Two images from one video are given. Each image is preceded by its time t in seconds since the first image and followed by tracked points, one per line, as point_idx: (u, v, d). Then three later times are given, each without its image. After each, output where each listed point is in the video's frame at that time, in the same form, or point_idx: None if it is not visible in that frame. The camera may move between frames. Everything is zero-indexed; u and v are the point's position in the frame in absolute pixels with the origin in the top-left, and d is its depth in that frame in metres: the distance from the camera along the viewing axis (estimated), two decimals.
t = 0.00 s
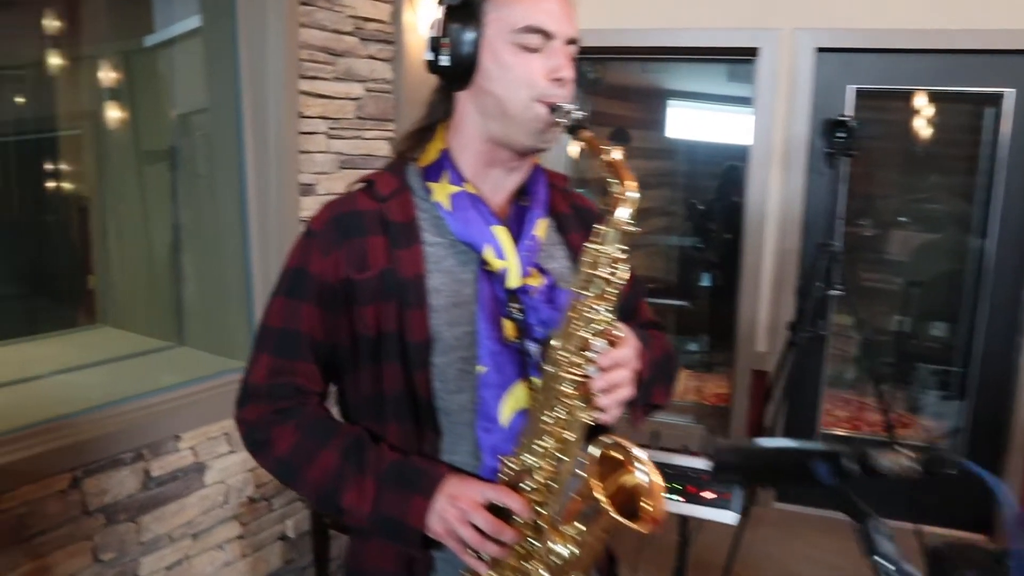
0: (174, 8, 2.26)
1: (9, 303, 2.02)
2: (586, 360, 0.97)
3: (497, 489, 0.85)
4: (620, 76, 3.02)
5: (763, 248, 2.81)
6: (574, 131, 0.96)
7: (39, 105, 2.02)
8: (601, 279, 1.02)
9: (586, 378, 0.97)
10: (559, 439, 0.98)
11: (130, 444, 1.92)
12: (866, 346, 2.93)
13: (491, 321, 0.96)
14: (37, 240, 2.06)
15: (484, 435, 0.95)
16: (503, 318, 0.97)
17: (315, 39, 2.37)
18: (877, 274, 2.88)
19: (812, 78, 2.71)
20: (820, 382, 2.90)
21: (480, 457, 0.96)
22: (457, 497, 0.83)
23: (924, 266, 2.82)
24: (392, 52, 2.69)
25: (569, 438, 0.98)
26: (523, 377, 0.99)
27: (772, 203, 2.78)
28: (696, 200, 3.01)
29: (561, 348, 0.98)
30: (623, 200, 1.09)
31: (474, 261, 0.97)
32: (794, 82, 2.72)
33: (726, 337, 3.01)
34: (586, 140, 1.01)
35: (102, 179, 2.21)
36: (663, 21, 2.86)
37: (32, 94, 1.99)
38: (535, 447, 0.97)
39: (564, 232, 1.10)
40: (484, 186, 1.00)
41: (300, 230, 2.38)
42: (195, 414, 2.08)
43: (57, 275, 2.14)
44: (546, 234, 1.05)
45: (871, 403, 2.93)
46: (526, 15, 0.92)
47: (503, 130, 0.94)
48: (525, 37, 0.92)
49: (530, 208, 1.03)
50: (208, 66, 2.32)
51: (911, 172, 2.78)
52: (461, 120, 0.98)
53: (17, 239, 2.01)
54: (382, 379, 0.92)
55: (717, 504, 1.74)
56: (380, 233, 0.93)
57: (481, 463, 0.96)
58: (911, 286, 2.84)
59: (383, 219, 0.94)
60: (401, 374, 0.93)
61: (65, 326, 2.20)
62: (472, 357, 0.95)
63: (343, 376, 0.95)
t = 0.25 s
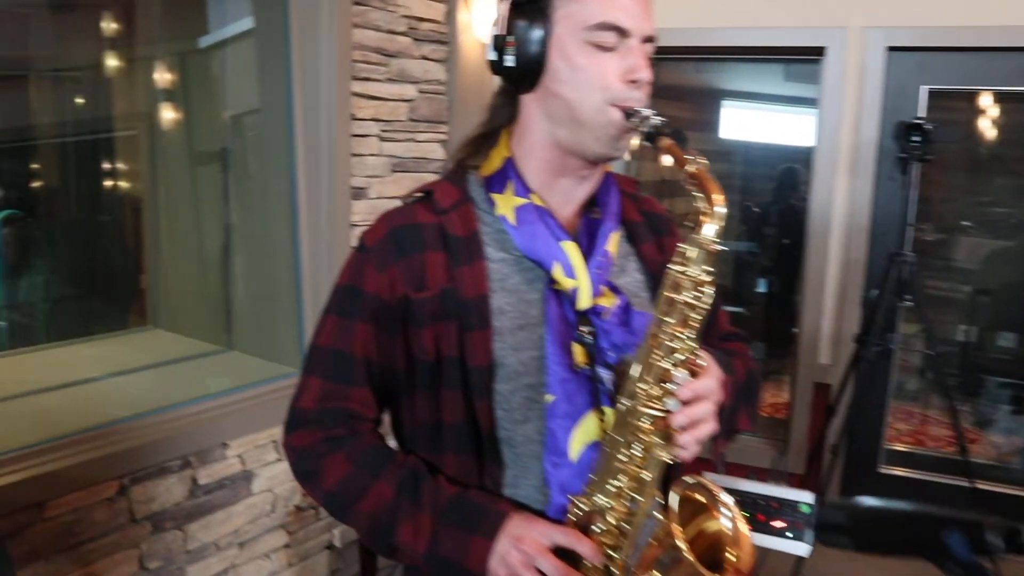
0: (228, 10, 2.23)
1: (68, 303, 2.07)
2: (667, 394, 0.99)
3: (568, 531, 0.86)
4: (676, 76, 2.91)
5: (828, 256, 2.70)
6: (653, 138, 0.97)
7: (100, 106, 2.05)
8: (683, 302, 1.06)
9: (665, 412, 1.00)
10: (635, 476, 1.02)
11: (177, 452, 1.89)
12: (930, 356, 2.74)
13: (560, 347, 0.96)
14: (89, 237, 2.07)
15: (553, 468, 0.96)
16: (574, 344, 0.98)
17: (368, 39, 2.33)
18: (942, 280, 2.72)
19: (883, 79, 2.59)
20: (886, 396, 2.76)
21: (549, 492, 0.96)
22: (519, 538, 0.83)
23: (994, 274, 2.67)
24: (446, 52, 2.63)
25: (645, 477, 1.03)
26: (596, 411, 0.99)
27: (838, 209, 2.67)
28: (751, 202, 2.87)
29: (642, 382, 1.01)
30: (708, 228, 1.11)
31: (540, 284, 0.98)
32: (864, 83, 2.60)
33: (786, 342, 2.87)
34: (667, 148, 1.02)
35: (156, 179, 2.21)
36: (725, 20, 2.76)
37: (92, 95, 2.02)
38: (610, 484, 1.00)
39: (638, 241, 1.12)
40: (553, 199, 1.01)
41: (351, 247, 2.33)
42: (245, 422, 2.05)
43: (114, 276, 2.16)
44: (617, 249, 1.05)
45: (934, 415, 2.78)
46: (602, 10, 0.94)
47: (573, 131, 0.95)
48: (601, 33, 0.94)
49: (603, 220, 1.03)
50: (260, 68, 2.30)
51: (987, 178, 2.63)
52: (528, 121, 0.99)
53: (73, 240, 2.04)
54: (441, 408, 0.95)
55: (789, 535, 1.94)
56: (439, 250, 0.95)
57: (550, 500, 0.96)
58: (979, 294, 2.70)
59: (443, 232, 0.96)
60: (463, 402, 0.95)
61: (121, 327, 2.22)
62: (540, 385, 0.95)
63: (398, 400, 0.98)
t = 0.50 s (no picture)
0: (262, 11, 2.21)
1: (103, 305, 2.09)
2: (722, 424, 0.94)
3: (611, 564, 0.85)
4: (714, 76, 2.84)
5: (872, 262, 2.61)
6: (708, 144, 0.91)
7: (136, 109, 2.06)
8: (740, 324, 0.99)
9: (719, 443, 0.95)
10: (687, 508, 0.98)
11: (207, 459, 1.87)
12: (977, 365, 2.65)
13: (605, 367, 0.94)
14: (123, 239, 2.09)
15: (598, 497, 0.93)
16: (621, 363, 0.96)
17: (403, 41, 2.29)
18: (988, 287, 2.62)
19: (932, 80, 2.49)
20: (933, 409, 2.66)
21: (595, 522, 0.93)
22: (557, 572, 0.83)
23: None
24: (481, 53, 2.59)
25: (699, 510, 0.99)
26: (642, 434, 0.95)
27: (884, 214, 2.59)
28: (791, 206, 2.79)
29: (695, 414, 0.97)
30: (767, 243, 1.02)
31: (584, 300, 0.96)
32: (913, 83, 2.51)
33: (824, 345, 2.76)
34: (726, 158, 0.96)
35: (190, 181, 2.22)
36: (767, 20, 2.68)
37: (129, 99, 2.04)
38: (660, 517, 0.97)
39: (687, 249, 1.08)
40: (600, 210, 0.99)
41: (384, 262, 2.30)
42: (277, 428, 2.02)
43: (149, 278, 2.18)
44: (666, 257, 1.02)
45: (979, 427, 2.67)
46: (652, 7, 0.91)
47: (619, 135, 0.93)
48: (651, 32, 0.91)
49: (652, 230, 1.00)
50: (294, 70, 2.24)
51: None
52: (572, 125, 0.98)
53: (109, 242, 2.06)
54: (479, 430, 0.92)
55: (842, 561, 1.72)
56: (477, 263, 0.93)
57: (594, 531, 0.93)
58: None
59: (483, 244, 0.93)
60: (502, 423, 0.92)
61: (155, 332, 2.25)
62: (584, 406, 0.94)
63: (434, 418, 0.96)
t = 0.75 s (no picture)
0: (276, 13, 2.18)
1: (116, 308, 2.06)
2: (750, 451, 0.89)
3: None
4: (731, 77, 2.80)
5: (894, 267, 2.56)
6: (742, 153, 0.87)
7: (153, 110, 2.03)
8: (771, 343, 0.94)
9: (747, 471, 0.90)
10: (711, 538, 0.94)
11: (217, 467, 1.84)
12: (999, 372, 2.59)
13: (627, 387, 0.91)
14: (134, 243, 2.06)
15: (618, 524, 0.90)
16: (642, 383, 0.92)
17: (417, 42, 2.26)
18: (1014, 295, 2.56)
19: (957, 82, 2.44)
20: (957, 418, 2.59)
21: (615, 547, 0.90)
22: None
23: None
24: (496, 55, 2.55)
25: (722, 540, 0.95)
26: (666, 458, 0.93)
27: (906, 218, 2.53)
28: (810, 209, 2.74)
29: (723, 441, 0.92)
30: (804, 256, 0.95)
31: (605, 315, 0.93)
32: (937, 84, 2.46)
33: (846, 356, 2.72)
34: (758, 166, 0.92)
35: (204, 181, 2.19)
36: (788, 20, 2.64)
37: (143, 100, 2.01)
38: (684, 546, 0.93)
39: (712, 258, 1.05)
40: (622, 220, 0.96)
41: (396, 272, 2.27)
42: (288, 435, 1.99)
43: (160, 280, 2.15)
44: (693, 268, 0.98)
45: (1001, 435, 2.62)
46: (679, 6, 0.87)
47: (644, 140, 0.90)
48: (679, 32, 0.88)
49: (676, 241, 0.96)
50: (307, 71, 2.22)
51: None
52: (595, 130, 0.95)
53: (122, 246, 2.04)
54: (495, 450, 0.90)
55: None
56: (494, 275, 0.91)
57: (614, 557, 0.91)
58: None
59: (501, 256, 0.91)
60: (519, 441, 0.90)
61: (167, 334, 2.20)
62: (604, 426, 0.91)
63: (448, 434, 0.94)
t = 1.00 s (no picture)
0: (279, 15, 2.17)
1: (119, 311, 2.02)
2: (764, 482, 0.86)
3: None
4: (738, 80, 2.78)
5: (902, 272, 2.53)
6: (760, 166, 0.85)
7: (158, 111, 2.01)
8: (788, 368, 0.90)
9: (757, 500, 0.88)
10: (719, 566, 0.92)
11: (217, 473, 1.82)
12: (1007, 378, 2.56)
13: (636, 408, 0.89)
14: (137, 244, 2.03)
15: (623, 550, 0.88)
16: (651, 404, 0.90)
17: (420, 44, 2.24)
18: None
19: (967, 85, 2.41)
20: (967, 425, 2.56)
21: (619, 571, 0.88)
22: None
23: None
24: (501, 57, 2.54)
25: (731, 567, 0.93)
26: (672, 480, 0.90)
27: (914, 222, 2.51)
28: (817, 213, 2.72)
29: (735, 469, 0.89)
30: (825, 275, 0.91)
31: (612, 331, 0.92)
32: (946, 87, 2.43)
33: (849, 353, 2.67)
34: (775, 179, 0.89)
35: (207, 181, 2.16)
36: (795, 22, 2.61)
37: (147, 101, 1.99)
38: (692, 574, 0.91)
39: (722, 270, 1.04)
40: (631, 230, 0.95)
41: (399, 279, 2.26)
42: (288, 442, 1.97)
43: (162, 280, 2.11)
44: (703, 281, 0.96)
45: (1009, 441, 2.59)
46: (698, 9, 0.85)
47: (655, 148, 0.88)
48: (695, 36, 0.85)
49: (688, 255, 0.94)
50: (310, 74, 2.21)
51: None
52: (606, 137, 0.93)
53: (127, 248, 2.01)
54: (495, 468, 0.89)
55: None
56: (497, 288, 0.89)
57: None
58: None
59: (505, 267, 0.89)
60: (521, 460, 0.88)
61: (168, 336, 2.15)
62: (609, 445, 0.89)
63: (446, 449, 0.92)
